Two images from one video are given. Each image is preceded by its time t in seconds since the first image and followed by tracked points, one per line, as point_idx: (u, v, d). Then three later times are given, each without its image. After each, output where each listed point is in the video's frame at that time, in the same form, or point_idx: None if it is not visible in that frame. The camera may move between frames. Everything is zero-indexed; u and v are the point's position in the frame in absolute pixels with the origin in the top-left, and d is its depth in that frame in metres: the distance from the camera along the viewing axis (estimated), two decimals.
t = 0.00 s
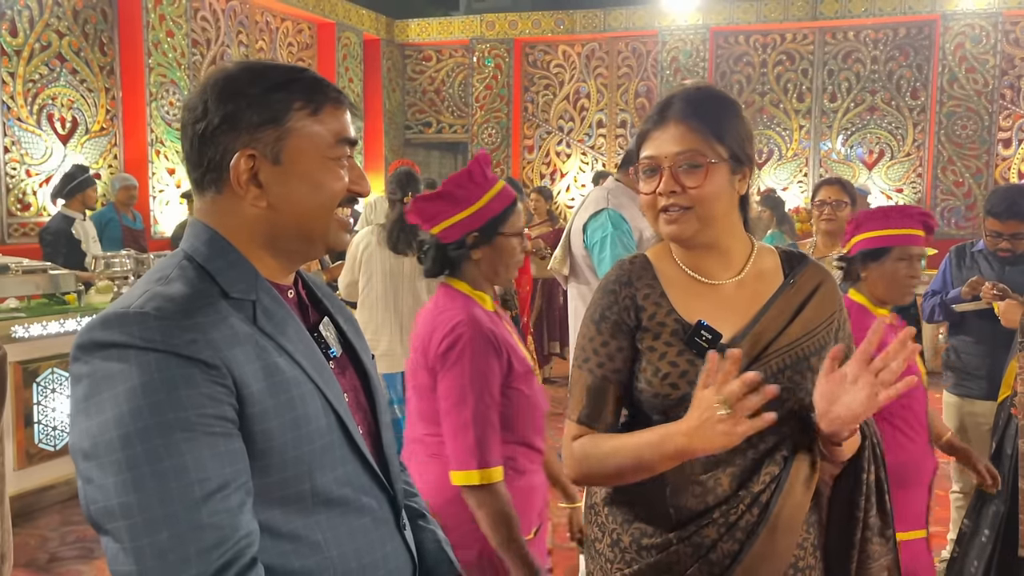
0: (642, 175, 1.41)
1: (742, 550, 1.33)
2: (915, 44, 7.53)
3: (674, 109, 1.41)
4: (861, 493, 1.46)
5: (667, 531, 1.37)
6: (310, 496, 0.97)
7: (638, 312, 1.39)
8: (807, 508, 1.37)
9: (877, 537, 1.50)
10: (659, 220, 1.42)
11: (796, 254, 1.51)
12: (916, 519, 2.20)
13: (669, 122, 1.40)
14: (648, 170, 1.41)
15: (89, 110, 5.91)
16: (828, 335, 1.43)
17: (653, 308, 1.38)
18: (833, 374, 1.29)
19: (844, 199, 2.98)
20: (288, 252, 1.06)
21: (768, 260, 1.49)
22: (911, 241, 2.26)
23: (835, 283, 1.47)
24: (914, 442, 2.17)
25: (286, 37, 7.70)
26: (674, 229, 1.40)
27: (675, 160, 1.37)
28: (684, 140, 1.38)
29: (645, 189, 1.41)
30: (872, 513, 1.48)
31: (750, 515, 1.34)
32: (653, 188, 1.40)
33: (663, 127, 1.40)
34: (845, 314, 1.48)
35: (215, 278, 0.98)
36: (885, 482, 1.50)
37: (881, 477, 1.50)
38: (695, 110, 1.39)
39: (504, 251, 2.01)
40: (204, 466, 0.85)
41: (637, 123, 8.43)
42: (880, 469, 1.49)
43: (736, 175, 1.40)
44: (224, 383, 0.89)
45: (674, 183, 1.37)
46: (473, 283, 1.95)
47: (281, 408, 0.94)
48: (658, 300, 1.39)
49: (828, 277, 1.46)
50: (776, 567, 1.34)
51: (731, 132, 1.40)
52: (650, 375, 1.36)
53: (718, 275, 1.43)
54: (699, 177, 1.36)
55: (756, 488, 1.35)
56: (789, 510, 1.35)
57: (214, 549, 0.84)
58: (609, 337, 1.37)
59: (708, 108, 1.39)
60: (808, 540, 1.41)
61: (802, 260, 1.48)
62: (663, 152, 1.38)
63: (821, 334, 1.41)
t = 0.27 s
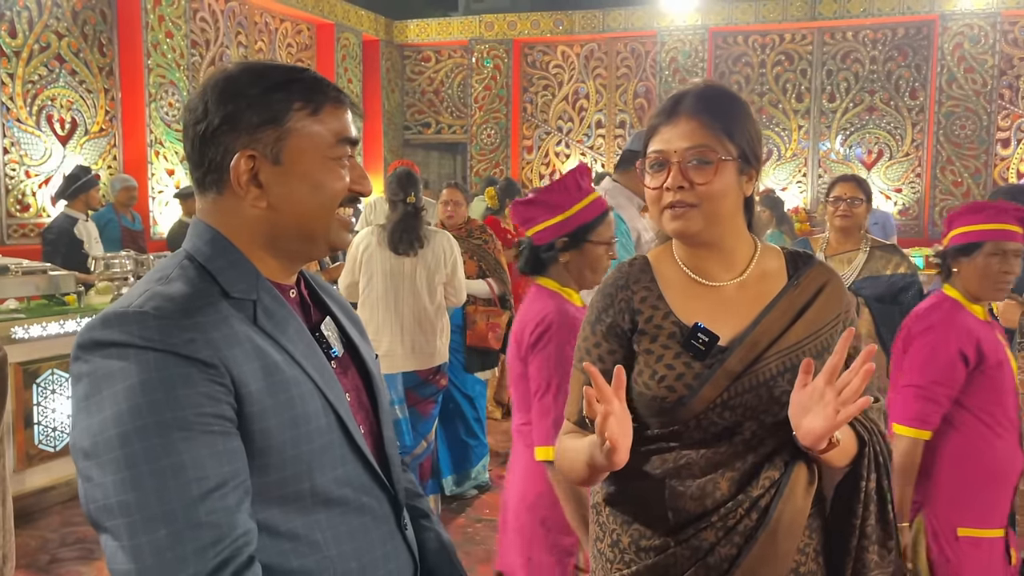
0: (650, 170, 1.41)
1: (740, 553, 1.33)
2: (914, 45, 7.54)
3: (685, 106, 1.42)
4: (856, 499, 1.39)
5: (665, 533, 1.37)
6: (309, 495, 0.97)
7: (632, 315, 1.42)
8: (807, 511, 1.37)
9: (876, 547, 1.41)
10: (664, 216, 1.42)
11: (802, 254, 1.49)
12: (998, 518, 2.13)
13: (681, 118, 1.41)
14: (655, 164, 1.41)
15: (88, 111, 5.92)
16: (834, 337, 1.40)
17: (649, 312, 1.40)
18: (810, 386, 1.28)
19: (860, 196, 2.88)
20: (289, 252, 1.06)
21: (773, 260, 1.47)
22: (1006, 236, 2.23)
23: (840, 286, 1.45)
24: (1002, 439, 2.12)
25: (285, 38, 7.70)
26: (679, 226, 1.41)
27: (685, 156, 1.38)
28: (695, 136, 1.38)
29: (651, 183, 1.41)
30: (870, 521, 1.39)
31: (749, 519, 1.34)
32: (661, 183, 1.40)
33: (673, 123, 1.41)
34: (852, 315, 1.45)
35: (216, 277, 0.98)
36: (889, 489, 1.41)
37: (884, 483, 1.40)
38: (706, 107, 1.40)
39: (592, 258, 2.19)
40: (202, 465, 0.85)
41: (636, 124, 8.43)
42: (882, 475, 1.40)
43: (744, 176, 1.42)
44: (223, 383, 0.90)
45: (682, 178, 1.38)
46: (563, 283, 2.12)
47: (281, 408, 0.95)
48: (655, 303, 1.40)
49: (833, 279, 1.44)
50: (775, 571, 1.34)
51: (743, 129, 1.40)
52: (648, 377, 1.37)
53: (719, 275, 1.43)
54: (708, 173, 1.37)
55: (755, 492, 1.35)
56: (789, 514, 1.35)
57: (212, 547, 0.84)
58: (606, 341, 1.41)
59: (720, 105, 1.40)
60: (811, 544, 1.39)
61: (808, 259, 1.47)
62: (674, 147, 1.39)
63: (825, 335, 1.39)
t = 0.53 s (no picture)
0: (657, 169, 1.41)
1: (739, 557, 1.33)
2: (914, 45, 7.54)
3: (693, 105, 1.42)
4: (858, 504, 1.39)
5: (665, 535, 1.38)
6: (308, 495, 0.97)
7: (631, 316, 1.42)
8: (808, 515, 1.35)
9: (879, 555, 1.40)
10: (669, 215, 1.42)
11: (807, 255, 1.48)
12: None
13: (688, 117, 1.40)
14: (662, 164, 1.41)
15: (88, 112, 5.92)
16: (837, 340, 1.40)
17: (648, 314, 1.41)
18: (799, 395, 1.26)
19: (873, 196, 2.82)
20: (288, 253, 1.07)
21: (776, 261, 1.47)
22: None
23: (846, 288, 1.44)
24: None
25: (284, 38, 7.71)
26: (684, 227, 1.40)
27: (692, 157, 1.38)
28: (703, 136, 1.38)
29: (658, 183, 1.41)
30: (872, 527, 1.38)
31: (748, 523, 1.34)
32: (669, 182, 1.39)
33: (681, 123, 1.41)
34: (858, 316, 1.44)
35: (215, 277, 0.98)
36: (893, 496, 1.41)
37: (887, 489, 1.41)
38: (714, 108, 1.39)
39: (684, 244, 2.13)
40: (199, 464, 0.85)
41: (636, 124, 8.43)
42: (886, 481, 1.41)
43: (751, 178, 1.41)
44: (221, 382, 0.90)
45: (689, 179, 1.37)
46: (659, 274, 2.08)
47: (279, 407, 0.95)
48: (654, 305, 1.41)
49: (837, 282, 1.43)
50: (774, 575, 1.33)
51: (751, 132, 1.40)
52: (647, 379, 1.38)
53: (721, 277, 1.43)
54: (716, 175, 1.37)
55: (755, 496, 1.34)
56: (789, 518, 1.34)
57: (207, 546, 0.84)
58: (607, 342, 1.42)
59: (728, 106, 1.40)
60: (812, 548, 1.39)
61: (812, 261, 1.46)
62: (681, 147, 1.39)
63: (827, 337, 1.39)
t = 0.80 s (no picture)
0: (665, 168, 1.41)
1: (745, 559, 1.33)
2: (914, 44, 7.54)
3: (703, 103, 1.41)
4: (863, 506, 1.39)
5: (671, 536, 1.37)
6: (307, 497, 0.97)
7: (636, 316, 1.42)
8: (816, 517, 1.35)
9: (885, 558, 1.40)
10: (677, 215, 1.41)
11: (812, 255, 1.48)
12: None
13: (698, 116, 1.40)
14: (670, 163, 1.41)
15: (89, 113, 5.93)
16: (843, 341, 1.40)
17: (654, 313, 1.41)
18: (800, 397, 1.26)
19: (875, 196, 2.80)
20: (291, 252, 1.06)
21: (782, 261, 1.47)
22: None
23: (851, 288, 1.44)
24: None
25: (285, 39, 7.71)
26: (692, 226, 1.40)
27: (701, 158, 1.38)
28: (712, 136, 1.38)
29: (666, 182, 1.41)
30: (878, 529, 1.38)
31: (754, 525, 1.34)
32: (677, 181, 1.39)
33: (690, 121, 1.41)
34: (864, 315, 1.44)
35: (216, 278, 0.98)
36: (900, 499, 1.40)
37: (894, 491, 1.40)
38: (723, 108, 1.39)
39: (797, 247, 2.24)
40: (198, 465, 0.85)
41: (636, 125, 8.43)
42: (893, 483, 1.40)
43: (759, 178, 1.41)
44: (220, 382, 0.89)
45: (698, 178, 1.37)
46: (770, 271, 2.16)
47: (279, 408, 0.95)
48: (659, 305, 1.41)
49: (843, 282, 1.43)
50: None
51: (760, 133, 1.40)
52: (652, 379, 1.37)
53: (726, 277, 1.43)
54: (725, 175, 1.37)
55: (762, 497, 1.34)
56: (795, 519, 1.33)
57: (206, 547, 0.84)
58: (613, 342, 1.42)
59: (738, 105, 1.40)
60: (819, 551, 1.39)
61: (818, 260, 1.46)
62: (691, 146, 1.39)
63: (833, 337, 1.38)
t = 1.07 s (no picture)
0: (670, 165, 1.41)
1: (756, 562, 1.32)
2: (915, 43, 7.53)
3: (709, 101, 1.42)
4: (870, 507, 1.41)
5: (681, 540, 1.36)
6: (306, 500, 0.96)
7: (637, 318, 1.42)
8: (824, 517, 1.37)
9: (891, 559, 1.41)
10: (682, 211, 1.40)
11: (813, 254, 1.48)
12: None
13: (705, 113, 1.40)
14: (676, 159, 1.40)
15: (90, 115, 5.93)
16: (848, 339, 1.39)
17: (656, 315, 1.40)
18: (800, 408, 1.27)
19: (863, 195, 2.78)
20: (289, 254, 1.06)
21: (784, 260, 1.46)
22: None
23: (853, 285, 1.43)
24: None
25: (285, 41, 7.71)
26: (698, 221, 1.38)
27: (705, 154, 1.37)
28: (718, 132, 1.37)
29: (671, 178, 1.40)
30: (884, 530, 1.40)
31: (764, 528, 1.33)
32: (681, 177, 1.38)
33: (697, 118, 1.40)
34: (867, 313, 1.44)
35: (214, 280, 0.97)
36: (907, 501, 1.43)
37: (902, 492, 1.43)
38: (729, 105, 1.39)
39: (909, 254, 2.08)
40: (195, 468, 0.85)
41: (637, 125, 8.42)
42: (900, 484, 1.43)
43: (765, 176, 1.41)
44: (217, 386, 0.89)
45: (705, 173, 1.36)
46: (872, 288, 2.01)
47: (277, 411, 0.94)
48: (661, 306, 1.40)
49: (845, 280, 1.43)
50: None
51: (766, 130, 1.40)
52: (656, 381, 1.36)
53: (729, 276, 1.42)
54: (731, 171, 1.36)
55: (772, 499, 1.33)
56: (804, 520, 1.34)
57: (202, 551, 0.84)
58: (614, 345, 1.41)
59: (742, 101, 1.40)
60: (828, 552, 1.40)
61: (819, 258, 1.46)
62: (696, 142, 1.38)
63: (837, 336, 1.38)
